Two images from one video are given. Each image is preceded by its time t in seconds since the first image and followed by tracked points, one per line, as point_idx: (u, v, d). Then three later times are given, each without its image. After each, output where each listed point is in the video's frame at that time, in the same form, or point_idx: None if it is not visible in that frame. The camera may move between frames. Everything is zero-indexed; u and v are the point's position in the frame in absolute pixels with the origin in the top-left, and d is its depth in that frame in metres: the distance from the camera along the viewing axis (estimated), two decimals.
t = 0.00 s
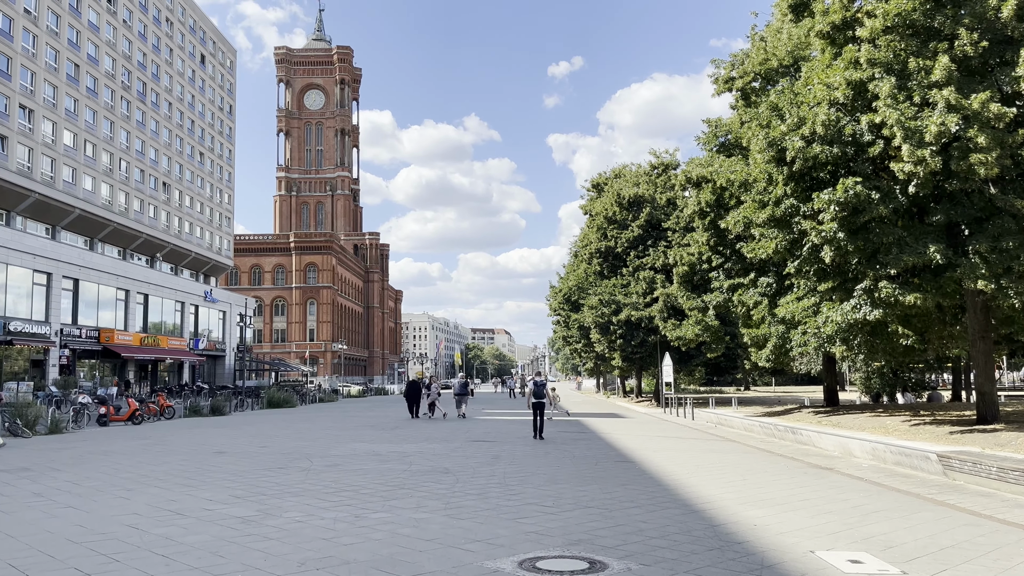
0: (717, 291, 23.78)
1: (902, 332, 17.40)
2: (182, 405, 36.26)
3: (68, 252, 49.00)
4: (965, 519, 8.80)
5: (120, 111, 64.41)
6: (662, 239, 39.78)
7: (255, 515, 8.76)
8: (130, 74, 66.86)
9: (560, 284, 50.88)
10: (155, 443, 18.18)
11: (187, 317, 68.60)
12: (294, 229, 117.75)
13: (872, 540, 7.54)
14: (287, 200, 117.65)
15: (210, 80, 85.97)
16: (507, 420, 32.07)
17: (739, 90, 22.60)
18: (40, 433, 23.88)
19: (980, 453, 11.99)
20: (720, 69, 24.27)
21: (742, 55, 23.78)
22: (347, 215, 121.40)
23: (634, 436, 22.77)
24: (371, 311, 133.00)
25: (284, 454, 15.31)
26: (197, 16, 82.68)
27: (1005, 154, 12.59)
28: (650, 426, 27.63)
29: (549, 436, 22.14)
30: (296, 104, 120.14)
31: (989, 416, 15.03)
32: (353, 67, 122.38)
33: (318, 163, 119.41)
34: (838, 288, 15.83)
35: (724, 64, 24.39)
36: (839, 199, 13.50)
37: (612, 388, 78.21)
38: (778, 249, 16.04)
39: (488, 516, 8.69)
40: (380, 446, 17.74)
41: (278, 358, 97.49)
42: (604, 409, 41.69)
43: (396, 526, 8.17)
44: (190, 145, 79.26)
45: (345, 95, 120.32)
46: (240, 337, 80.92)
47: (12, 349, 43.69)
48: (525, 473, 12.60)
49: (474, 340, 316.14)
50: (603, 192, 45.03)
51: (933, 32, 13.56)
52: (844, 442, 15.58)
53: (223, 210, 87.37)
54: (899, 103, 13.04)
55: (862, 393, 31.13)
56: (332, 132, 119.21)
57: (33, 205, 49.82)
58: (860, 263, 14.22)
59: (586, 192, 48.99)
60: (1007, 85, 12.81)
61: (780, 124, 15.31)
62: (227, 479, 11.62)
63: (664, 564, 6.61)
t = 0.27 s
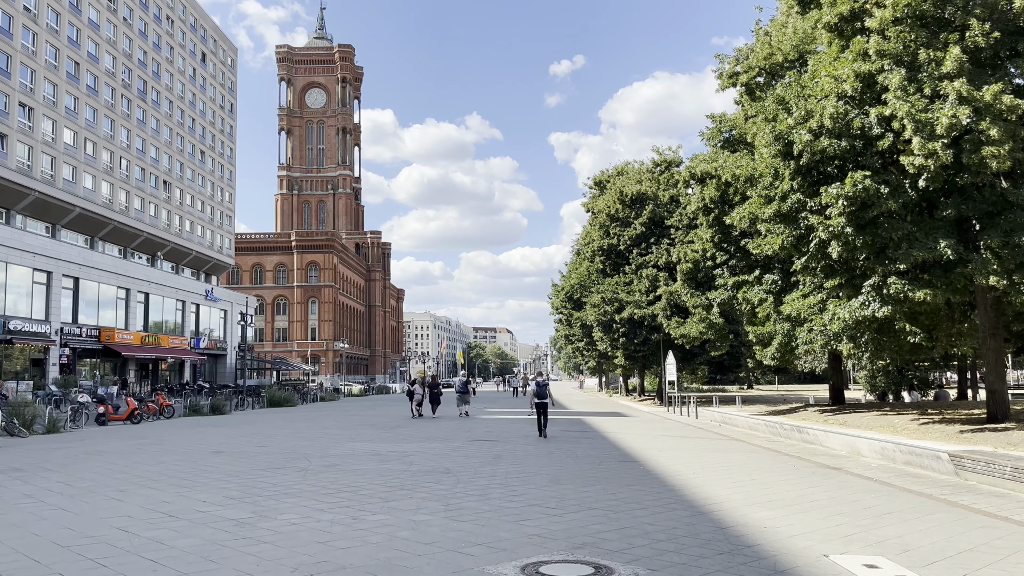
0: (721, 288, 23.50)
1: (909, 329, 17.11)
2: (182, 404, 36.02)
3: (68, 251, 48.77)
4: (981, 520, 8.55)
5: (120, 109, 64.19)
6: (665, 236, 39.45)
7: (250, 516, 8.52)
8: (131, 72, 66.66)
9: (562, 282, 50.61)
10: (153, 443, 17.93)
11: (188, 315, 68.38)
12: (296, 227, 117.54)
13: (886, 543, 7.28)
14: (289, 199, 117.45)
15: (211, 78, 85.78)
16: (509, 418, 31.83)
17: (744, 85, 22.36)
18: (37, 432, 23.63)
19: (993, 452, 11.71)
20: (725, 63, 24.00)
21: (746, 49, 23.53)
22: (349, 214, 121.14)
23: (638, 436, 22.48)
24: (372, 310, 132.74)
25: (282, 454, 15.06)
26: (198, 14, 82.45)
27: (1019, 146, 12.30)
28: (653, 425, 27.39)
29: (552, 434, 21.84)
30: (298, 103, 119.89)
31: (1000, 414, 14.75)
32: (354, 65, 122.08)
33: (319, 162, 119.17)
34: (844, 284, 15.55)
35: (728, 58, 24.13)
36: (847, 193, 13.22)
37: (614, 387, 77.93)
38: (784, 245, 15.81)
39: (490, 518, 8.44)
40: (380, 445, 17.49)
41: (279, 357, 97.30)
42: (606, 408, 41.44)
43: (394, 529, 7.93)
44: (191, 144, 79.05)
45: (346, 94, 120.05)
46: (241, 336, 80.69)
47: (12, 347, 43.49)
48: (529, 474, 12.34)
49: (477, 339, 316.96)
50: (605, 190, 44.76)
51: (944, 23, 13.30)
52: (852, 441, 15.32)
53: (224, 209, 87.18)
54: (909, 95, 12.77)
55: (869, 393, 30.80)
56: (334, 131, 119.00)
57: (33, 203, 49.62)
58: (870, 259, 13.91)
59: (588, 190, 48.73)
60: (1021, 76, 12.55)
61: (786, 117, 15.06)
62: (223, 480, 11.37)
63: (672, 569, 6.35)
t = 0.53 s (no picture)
0: (726, 285, 23.24)
1: (918, 327, 16.84)
2: (182, 403, 35.79)
3: (68, 249, 48.58)
4: (997, 522, 8.29)
5: (120, 106, 63.96)
6: (668, 233, 39.16)
7: (244, 519, 8.29)
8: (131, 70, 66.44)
9: (565, 280, 50.30)
10: (150, 442, 17.71)
11: (189, 313, 68.20)
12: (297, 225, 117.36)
13: (901, 547, 7.03)
14: (291, 197, 117.25)
15: (212, 76, 85.54)
16: (511, 417, 31.59)
17: (748, 80, 22.10)
18: (35, 431, 23.42)
19: (1006, 451, 11.44)
20: (730, 57, 23.68)
21: (751, 43, 23.23)
22: (351, 212, 120.91)
23: (642, 434, 22.25)
24: (374, 308, 132.63)
25: (281, 454, 14.82)
26: (199, 12, 82.24)
27: None
28: (656, 423, 27.12)
29: (555, 433, 21.58)
30: (299, 101, 119.65)
31: (1010, 412, 14.48)
32: (355, 63, 121.82)
33: (321, 160, 118.95)
34: (852, 281, 15.26)
35: (733, 52, 23.83)
36: (855, 187, 12.96)
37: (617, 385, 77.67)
38: (790, 241, 15.54)
39: (490, 520, 8.20)
40: (381, 444, 17.25)
41: (281, 356, 97.16)
42: (609, 406, 41.18)
43: (392, 532, 7.69)
44: (191, 142, 78.85)
45: (348, 92, 119.82)
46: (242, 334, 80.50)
47: (12, 346, 43.31)
48: (531, 473, 12.10)
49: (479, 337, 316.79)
50: (608, 186, 44.48)
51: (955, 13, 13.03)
52: (860, 440, 15.06)
53: (225, 207, 86.99)
54: (919, 86, 12.51)
55: (875, 391, 30.47)
56: (335, 129, 118.78)
57: (32, 201, 49.43)
58: (878, 254, 13.64)
59: (590, 187, 48.42)
60: None
61: (793, 110, 14.82)
62: (219, 481, 11.15)
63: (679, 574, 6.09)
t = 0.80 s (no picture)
0: (729, 281, 22.98)
1: (925, 322, 16.59)
2: (180, 401, 35.54)
3: (68, 247, 48.32)
4: (1013, 522, 8.04)
5: (120, 104, 63.67)
6: (670, 230, 38.89)
7: (236, 520, 8.04)
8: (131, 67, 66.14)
9: (566, 276, 50.01)
10: (145, 441, 17.44)
11: (189, 311, 67.98)
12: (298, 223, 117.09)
13: (917, 549, 6.76)
14: (291, 195, 116.98)
15: (211, 73, 85.27)
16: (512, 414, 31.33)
17: (752, 74, 21.83)
18: (31, 430, 23.15)
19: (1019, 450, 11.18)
20: (733, 50, 23.39)
21: (754, 36, 22.94)
22: (351, 209, 120.64)
23: (644, 431, 21.98)
24: (374, 306, 132.43)
25: (278, 453, 14.57)
26: (198, 9, 81.91)
27: None
28: (658, 421, 26.86)
29: (557, 430, 21.31)
30: (300, 98, 119.31)
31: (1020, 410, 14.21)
32: (356, 60, 121.47)
33: (321, 158, 118.65)
34: (859, 276, 14.98)
35: (736, 45, 23.53)
36: (863, 180, 12.69)
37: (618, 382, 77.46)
38: (795, 236, 15.30)
39: (490, 521, 7.94)
40: (380, 442, 17.01)
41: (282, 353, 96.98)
42: (611, 403, 40.96)
43: (389, 534, 7.43)
44: (191, 139, 78.58)
45: (348, 89, 119.47)
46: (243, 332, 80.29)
47: (12, 344, 43.07)
48: (532, 473, 11.86)
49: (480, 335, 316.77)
50: (609, 183, 44.20)
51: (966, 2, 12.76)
52: (866, 437, 14.81)
53: (225, 204, 86.78)
54: (929, 77, 12.23)
55: (878, 387, 30.21)
56: (336, 127, 118.47)
57: (31, 199, 49.16)
58: (886, 248, 13.38)
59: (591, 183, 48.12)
60: None
61: (799, 102, 14.56)
62: (213, 481, 10.89)
63: None
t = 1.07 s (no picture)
0: (732, 278, 22.69)
1: (932, 320, 16.32)
2: (180, 400, 35.29)
3: (68, 245, 48.09)
4: None
5: (120, 102, 63.41)
6: (672, 227, 38.60)
7: (229, 525, 7.78)
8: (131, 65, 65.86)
9: (568, 274, 49.72)
10: (142, 441, 17.18)
11: (190, 310, 67.78)
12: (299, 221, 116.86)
13: (934, 556, 6.50)
14: (292, 193, 116.73)
15: (212, 71, 85.00)
16: (513, 413, 31.06)
17: (755, 68, 21.53)
18: (29, 430, 22.90)
19: None
20: (736, 44, 23.06)
21: (758, 29, 22.62)
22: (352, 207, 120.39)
23: (646, 430, 21.72)
24: (376, 304, 132.21)
25: (275, 453, 14.31)
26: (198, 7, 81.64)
27: None
28: (660, 419, 26.61)
29: (559, 430, 21.03)
30: (300, 96, 119.01)
31: None
32: (356, 58, 121.13)
33: (322, 156, 118.37)
34: (866, 273, 14.68)
35: (740, 39, 23.21)
36: (872, 173, 12.40)
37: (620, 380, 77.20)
38: (801, 232, 15.05)
39: (491, 525, 7.68)
40: (379, 442, 16.77)
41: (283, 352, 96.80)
42: (613, 402, 40.70)
43: (386, 539, 7.17)
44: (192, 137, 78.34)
45: (349, 87, 119.15)
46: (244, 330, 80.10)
47: (12, 343, 42.87)
48: (533, 474, 11.60)
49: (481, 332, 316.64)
50: (611, 180, 43.90)
51: None
52: (874, 437, 14.54)
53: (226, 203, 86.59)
54: (940, 68, 11.95)
55: (883, 385, 29.92)
56: (337, 125, 118.21)
57: (31, 197, 48.94)
58: (895, 244, 13.08)
59: (593, 180, 47.80)
60: None
61: (805, 95, 14.30)
62: (207, 483, 10.63)
63: None
